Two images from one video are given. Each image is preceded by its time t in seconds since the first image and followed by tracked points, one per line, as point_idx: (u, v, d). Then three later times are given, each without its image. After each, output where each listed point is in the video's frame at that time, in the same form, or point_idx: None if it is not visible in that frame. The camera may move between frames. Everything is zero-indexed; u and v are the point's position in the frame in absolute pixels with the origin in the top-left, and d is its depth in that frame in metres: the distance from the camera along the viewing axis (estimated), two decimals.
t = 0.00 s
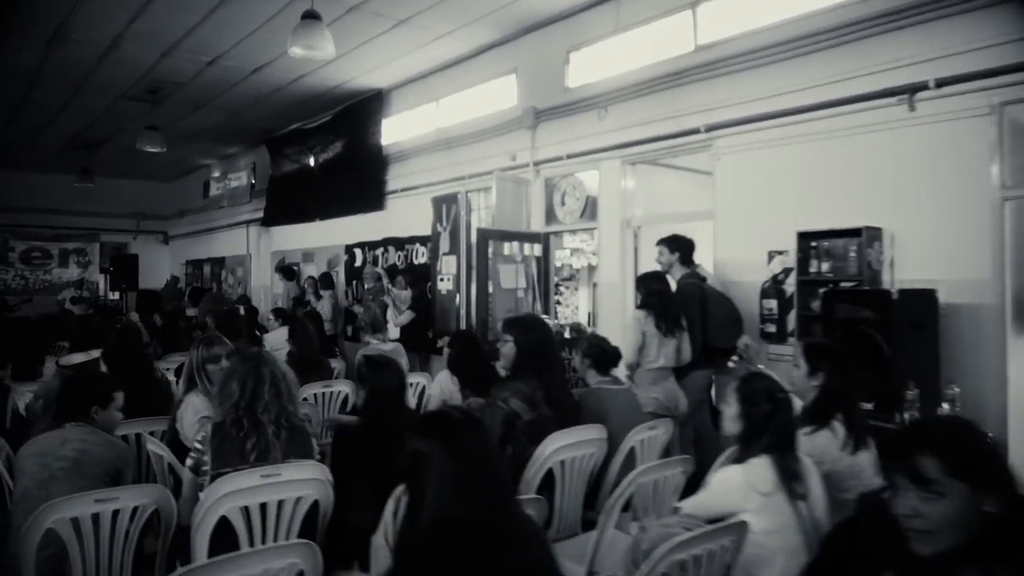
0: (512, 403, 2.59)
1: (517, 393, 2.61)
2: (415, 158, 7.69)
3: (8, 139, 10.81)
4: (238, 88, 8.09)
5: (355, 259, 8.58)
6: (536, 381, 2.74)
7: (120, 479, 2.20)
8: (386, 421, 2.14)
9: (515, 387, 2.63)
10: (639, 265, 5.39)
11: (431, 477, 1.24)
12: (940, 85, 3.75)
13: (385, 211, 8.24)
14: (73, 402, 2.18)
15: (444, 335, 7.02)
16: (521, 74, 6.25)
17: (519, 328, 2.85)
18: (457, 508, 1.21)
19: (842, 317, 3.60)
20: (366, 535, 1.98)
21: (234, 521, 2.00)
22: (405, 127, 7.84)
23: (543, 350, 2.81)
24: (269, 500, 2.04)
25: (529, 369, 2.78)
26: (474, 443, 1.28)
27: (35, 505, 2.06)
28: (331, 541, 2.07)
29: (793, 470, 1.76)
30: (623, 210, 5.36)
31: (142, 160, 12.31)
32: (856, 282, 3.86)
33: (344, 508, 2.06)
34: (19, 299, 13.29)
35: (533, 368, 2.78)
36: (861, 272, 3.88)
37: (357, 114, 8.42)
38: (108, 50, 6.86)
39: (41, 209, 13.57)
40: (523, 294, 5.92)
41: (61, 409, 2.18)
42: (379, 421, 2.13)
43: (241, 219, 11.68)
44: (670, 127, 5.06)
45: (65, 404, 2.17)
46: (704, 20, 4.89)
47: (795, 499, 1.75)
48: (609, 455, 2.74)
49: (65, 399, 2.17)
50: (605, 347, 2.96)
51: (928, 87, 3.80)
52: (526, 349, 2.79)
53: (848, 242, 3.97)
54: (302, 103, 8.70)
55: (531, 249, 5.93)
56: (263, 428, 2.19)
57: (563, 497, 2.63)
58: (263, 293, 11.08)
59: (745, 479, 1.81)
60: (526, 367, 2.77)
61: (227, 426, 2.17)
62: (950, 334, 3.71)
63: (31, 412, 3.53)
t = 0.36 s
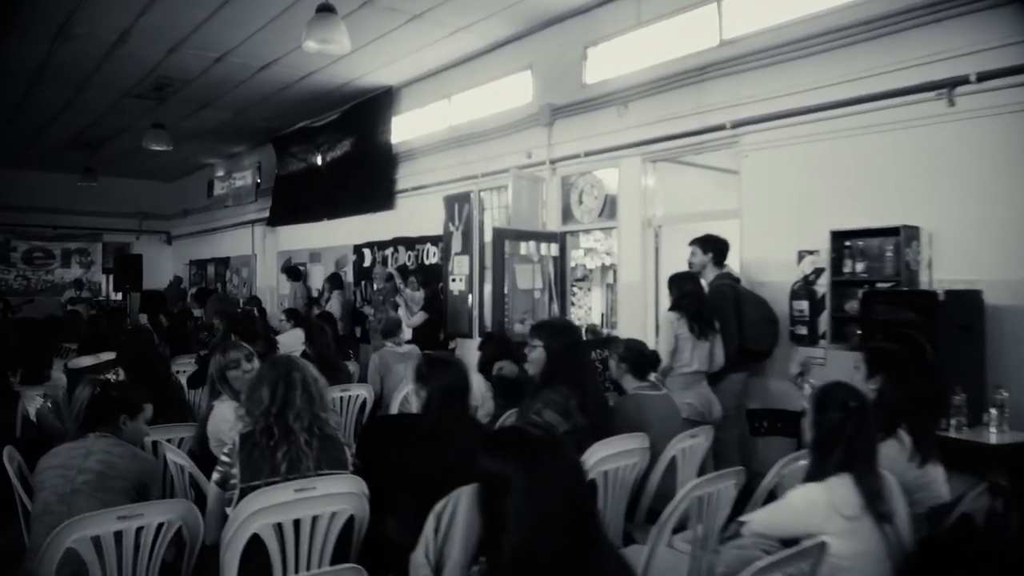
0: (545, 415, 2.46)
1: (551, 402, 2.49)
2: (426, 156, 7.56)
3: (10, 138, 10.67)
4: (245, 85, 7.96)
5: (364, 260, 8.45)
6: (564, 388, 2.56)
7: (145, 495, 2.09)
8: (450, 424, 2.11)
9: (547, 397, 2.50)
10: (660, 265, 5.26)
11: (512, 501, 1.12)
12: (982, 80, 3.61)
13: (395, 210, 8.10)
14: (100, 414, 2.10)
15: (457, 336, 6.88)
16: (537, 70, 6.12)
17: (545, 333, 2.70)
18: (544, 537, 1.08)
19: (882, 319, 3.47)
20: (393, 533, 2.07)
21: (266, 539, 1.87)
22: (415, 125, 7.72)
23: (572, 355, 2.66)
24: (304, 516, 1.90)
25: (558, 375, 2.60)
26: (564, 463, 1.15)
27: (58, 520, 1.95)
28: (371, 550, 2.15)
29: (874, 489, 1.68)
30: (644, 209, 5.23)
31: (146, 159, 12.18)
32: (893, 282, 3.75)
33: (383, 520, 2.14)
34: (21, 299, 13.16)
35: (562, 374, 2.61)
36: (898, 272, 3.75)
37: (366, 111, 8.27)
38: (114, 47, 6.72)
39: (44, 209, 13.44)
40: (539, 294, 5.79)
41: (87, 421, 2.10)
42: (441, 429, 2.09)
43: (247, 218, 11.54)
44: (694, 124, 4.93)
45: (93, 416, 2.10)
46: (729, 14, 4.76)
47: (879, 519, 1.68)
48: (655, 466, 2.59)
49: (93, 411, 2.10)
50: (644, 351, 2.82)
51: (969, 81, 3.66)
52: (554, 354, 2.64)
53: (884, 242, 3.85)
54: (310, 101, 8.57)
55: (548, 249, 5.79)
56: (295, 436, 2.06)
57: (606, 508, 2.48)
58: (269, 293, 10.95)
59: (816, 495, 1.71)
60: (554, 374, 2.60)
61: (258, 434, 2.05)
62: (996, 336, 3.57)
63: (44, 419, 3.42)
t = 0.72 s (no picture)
0: (577, 429, 2.16)
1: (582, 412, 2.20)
2: (435, 153, 7.39)
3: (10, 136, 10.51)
4: (251, 81, 7.80)
5: (371, 259, 8.28)
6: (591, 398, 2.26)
7: (165, 513, 1.97)
8: (501, 436, 1.96)
9: (579, 408, 2.21)
10: (682, 264, 5.10)
11: (618, 537, 0.96)
12: None
13: (403, 209, 7.93)
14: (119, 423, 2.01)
15: (468, 338, 6.73)
16: (552, 64, 5.94)
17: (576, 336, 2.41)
18: None
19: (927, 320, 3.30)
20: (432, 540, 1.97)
21: (297, 561, 1.71)
22: (425, 122, 7.56)
23: (606, 360, 2.36)
24: (337, 536, 1.75)
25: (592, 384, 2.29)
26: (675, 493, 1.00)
27: (71, 537, 1.85)
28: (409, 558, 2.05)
29: (975, 509, 1.59)
30: (665, 206, 5.07)
31: (148, 157, 12.01)
32: (935, 282, 3.59)
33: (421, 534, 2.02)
34: (21, 299, 13.00)
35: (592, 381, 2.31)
36: (941, 271, 3.59)
37: (373, 107, 8.10)
38: (117, 41, 6.56)
39: (44, 208, 13.27)
40: (555, 294, 5.63)
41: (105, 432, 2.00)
42: (491, 436, 1.95)
43: (250, 217, 11.36)
44: (719, 118, 4.76)
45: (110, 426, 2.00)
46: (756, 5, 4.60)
47: (980, 538, 1.60)
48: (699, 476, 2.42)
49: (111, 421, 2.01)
50: (686, 354, 2.64)
51: (1015, 71, 3.49)
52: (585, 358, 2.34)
53: (924, 238, 3.68)
54: (316, 98, 8.40)
55: (564, 248, 5.63)
56: (328, 446, 1.92)
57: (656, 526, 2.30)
58: (273, 294, 10.78)
59: (910, 513, 1.62)
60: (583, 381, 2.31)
61: (288, 443, 1.90)
62: None
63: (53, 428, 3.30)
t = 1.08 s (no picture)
0: (632, 440, 2.00)
1: (640, 420, 2.02)
2: (447, 149, 7.22)
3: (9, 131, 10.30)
4: (257, 75, 7.62)
5: (380, 257, 8.12)
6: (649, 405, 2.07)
7: (189, 531, 1.81)
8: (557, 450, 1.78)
9: (633, 417, 2.03)
10: (709, 262, 4.93)
11: None
12: None
13: (413, 205, 7.76)
14: (132, 432, 1.85)
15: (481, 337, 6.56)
16: (570, 55, 5.78)
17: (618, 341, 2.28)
18: None
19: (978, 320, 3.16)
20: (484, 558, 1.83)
21: None
22: (436, 116, 7.38)
23: (656, 361, 2.18)
24: (382, 560, 1.60)
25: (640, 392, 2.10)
26: (836, 529, 0.95)
27: (86, 563, 1.67)
28: None
29: None
30: (691, 201, 4.90)
31: (150, 153, 11.82)
32: (984, 280, 3.46)
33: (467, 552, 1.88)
34: (20, 298, 12.80)
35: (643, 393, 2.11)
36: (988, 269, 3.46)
37: (382, 101, 7.92)
38: (121, 32, 6.38)
39: (44, 205, 13.08)
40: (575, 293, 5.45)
41: (117, 440, 1.86)
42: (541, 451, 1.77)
43: (254, 214, 11.18)
44: (748, 110, 4.59)
45: (123, 433, 1.85)
46: None
47: None
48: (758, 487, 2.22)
49: (123, 428, 1.86)
50: (738, 356, 2.48)
51: None
52: (633, 366, 2.17)
53: (970, 234, 3.54)
54: (323, 92, 8.22)
55: (584, 245, 5.45)
56: (373, 441, 1.76)
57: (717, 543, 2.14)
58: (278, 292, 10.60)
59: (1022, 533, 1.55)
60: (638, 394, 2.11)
61: (329, 440, 1.74)
62: None
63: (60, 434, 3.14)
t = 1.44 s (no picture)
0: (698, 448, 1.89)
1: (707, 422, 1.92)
2: (460, 148, 7.09)
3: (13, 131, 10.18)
4: (266, 72, 7.50)
5: (391, 257, 8.01)
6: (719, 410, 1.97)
7: (232, 549, 1.69)
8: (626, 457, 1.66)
9: (699, 424, 1.92)
10: (736, 262, 4.81)
11: None
12: None
13: (424, 205, 7.64)
14: (160, 444, 1.74)
15: (497, 340, 6.44)
16: (590, 52, 5.65)
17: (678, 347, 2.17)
18: None
19: None
20: (549, 565, 1.75)
21: None
22: (449, 115, 7.25)
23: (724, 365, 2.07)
24: None
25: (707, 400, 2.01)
26: None
27: None
28: None
29: None
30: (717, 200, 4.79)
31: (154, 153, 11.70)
32: None
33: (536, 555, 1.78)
34: (23, 299, 12.68)
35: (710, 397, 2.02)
36: None
37: (392, 99, 7.80)
38: (130, 28, 6.26)
39: (47, 206, 12.97)
40: (596, 294, 5.33)
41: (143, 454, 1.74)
42: (608, 457, 1.65)
43: (261, 214, 11.06)
44: (778, 106, 4.48)
45: (150, 444, 1.74)
46: None
47: None
48: (823, 499, 2.09)
49: (148, 440, 1.74)
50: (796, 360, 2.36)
51: None
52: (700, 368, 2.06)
53: (1014, 232, 3.50)
54: (332, 90, 8.10)
55: (606, 245, 5.33)
56: (428, 454, 1.65)
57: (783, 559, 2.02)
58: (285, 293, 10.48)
59: None
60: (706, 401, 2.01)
61: (383, 454, 1.63)
62: None
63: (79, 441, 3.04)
